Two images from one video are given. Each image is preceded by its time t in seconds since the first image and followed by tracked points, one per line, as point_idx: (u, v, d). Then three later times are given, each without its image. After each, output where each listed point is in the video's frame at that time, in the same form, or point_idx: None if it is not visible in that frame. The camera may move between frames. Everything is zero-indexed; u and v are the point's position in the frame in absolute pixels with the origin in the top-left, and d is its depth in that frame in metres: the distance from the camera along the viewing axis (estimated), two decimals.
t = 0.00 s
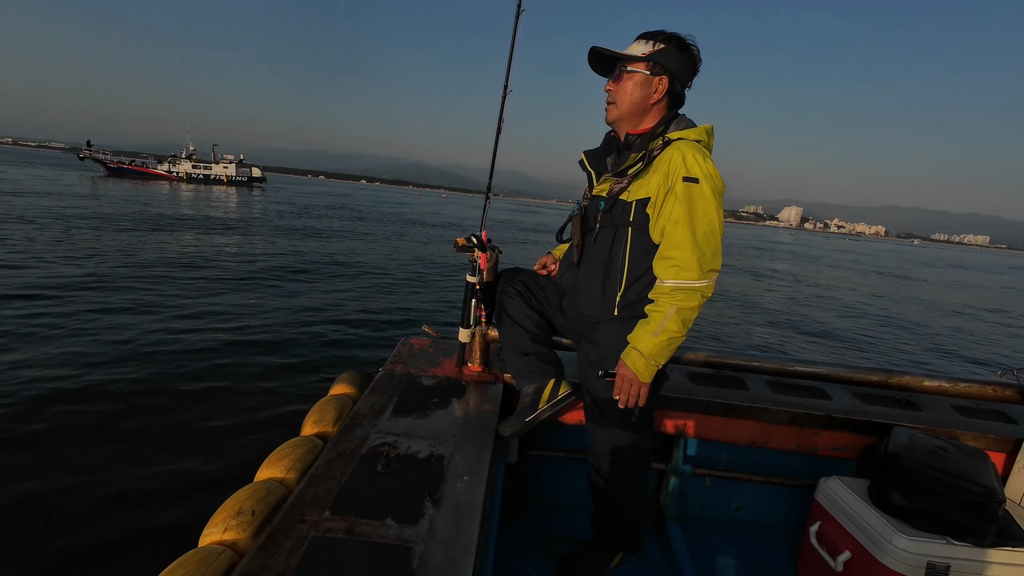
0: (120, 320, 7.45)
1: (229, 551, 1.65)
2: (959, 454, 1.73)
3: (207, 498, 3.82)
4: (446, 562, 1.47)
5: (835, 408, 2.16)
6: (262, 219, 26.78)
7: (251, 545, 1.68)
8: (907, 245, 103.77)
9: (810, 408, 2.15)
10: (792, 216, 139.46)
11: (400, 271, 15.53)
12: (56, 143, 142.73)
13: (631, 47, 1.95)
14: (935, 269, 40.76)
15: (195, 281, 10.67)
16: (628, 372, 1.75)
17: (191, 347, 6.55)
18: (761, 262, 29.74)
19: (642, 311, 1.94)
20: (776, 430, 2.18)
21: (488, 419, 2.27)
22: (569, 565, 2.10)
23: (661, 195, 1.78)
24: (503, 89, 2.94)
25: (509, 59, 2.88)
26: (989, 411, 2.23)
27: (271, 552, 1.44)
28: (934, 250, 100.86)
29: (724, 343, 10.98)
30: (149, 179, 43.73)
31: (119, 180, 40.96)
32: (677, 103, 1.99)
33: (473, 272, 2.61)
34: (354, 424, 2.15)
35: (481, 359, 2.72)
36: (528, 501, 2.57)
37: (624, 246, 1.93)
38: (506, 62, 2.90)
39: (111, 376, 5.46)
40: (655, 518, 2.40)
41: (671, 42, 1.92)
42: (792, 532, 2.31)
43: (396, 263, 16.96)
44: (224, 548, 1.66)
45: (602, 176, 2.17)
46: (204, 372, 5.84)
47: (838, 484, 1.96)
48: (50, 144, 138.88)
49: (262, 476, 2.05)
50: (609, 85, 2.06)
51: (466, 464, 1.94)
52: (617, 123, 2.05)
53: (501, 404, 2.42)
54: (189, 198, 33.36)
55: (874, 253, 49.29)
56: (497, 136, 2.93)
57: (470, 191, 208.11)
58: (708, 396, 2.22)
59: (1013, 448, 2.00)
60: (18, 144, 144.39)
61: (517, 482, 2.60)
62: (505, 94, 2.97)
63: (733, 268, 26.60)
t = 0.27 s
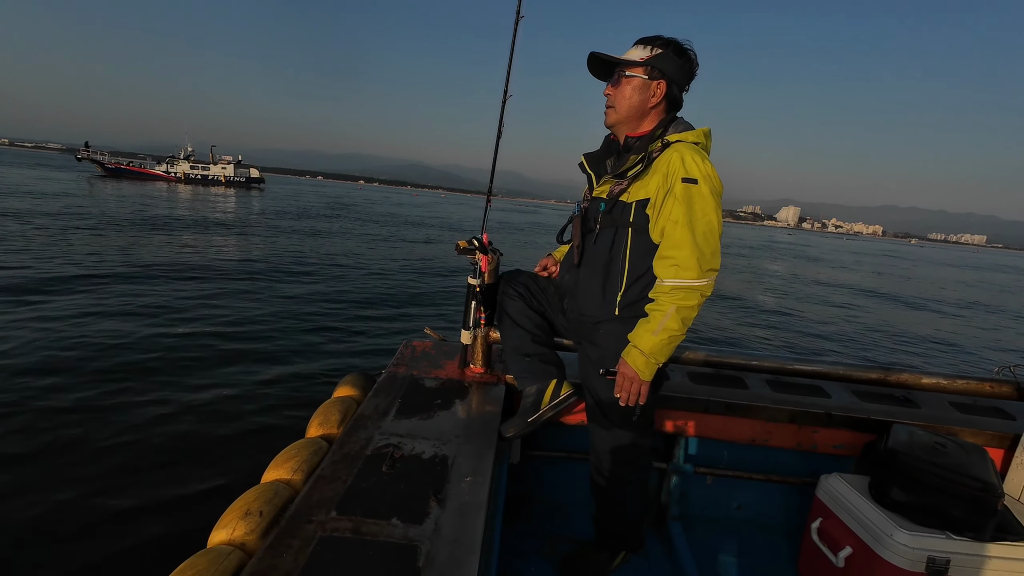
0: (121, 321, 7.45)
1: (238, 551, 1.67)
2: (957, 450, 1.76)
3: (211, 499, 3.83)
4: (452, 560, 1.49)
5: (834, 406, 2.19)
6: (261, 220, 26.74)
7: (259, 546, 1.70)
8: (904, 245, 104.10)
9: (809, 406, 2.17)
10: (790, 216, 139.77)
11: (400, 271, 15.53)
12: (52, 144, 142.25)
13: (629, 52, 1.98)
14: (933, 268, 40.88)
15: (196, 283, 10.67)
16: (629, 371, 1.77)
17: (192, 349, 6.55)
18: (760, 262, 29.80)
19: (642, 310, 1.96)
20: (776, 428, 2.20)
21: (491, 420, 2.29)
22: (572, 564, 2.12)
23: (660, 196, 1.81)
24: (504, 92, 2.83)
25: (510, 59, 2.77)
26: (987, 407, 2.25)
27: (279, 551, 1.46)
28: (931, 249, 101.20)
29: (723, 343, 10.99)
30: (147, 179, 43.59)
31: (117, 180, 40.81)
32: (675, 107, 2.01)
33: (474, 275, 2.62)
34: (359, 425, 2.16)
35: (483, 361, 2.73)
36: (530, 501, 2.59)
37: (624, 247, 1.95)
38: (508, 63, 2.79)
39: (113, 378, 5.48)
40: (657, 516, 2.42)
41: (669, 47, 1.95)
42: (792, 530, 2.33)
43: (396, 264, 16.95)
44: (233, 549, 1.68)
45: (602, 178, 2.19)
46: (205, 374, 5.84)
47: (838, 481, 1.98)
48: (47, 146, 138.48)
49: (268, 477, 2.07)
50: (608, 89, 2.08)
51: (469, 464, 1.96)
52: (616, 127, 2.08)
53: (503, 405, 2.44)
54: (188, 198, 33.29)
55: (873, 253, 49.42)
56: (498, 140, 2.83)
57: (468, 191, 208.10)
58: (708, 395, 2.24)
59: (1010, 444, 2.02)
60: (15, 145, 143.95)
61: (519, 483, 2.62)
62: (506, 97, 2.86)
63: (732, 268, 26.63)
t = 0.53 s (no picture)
0: (121, 322, 7.42)
1: (245, 554, 1.66)
2: (963, 444, 1.76)
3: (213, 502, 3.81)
4: (459, 561, 1.48)
5: (838, 402, 2.19)
6: (259, 220, 26.65)
7: (266, 549, 1.70)
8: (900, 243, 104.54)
9: (814, 403, 2.18)
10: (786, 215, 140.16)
11: (400, 272, 15.50)
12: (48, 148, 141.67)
13: (631, 51, 1.98)
14: (931, 266, 41.01)
15: (195, 283, 10.63)
16: (631, 369, 1.77)
17: (193, 350, 6.52)
18: (759, 262, 29.85)
19: (645, 309, 1.96)
20: (780, 425, 2.21)
21: (496, 420, 2.29)
22: (579, 564, 2.12)
23: (663, 195, 1.81)
24: (504, 94, 2.81)
25: (510, 60, 2.74)
26: (991, 401, 2.26)
27: (287, 554, 1.45)
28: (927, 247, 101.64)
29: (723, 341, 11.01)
30: (144, 180, 43.43)
31: (114, 181, 40.65)
32: (678, 105, 2.03)
33: (476, 275, 2.62)
34: (364, 427, 2.16)
35: (486, 361, 2.73)
36: (535, 502, 2.59)
37: (627, 245, 1.95)
38: (508, 65, 2.76)
39: (114, 380, 5.45)
40: (662, 516, 2.41)
41: (672, 45, 1.95)
42: (798, 527, 2.33)
43: (395, 265, 16.93)
44: (241, 552, 1.68)
45: (604, 177, 2.19)
46: (206, 376, 5.82)
47: (844, 477, 1.98)
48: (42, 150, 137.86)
49: (274, 480, 2.07)
50: (610, 88, 2.08)
51: (475, 465, 1.95)
52: (620, 126, 2.08)
53: (507, 405, 2.43)
54: (185, 199, 33.17)
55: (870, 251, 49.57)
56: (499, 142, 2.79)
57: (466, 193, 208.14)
58: (712, 393, 2.24)
59: (1014, 438, 2.03)
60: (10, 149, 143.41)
61: (524, 483, 2.62)
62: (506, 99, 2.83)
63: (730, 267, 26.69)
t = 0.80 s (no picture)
0: (119, 323, 7.37)
1: (248, 557, 1.65)
2: (966, 438, 1.76)
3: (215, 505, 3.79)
4: (463, 562, 1.47)
5: (841, 397, 2.19)
6: (258, 220, 26.55)
7: (269, 552, 1.69)
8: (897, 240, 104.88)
9: (816, 398, 2.17)
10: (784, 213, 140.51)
11: (400, 273, 15.45)
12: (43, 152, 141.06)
13: (629, 50, 1.95)
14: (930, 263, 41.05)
15: (194, 284, 10.58)
16: (632, 366, 1.76)
17: (192, 352, 6.49)
18: (759, 261, 29.84)
19: (646, 306, 1.96)
20: (783, 421, 2.21)
21: (498, 420, 2.28)
22: (582, 563, 2.11)
23: (665, 191, 1.81)
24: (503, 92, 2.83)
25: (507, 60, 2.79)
26: (993, 395, 2.26)
27: (290, 557, 1.44)
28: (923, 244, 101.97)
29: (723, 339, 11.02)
30: (141, 180, 43.28)
31: (111, 181, 40.49)
32: (677, 99, 2.04)
33: (476, 275, 2.61)
34: (365, 429, 2.15)
35: (487, 361, 2.72)
36: (538, 502, 2.58)
37: (629, 243, 1.94)
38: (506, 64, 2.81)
39: (113, 382, 5.42)
40: (665, 514, 2.41)
41: (668, 40, 1.94)
42: (801, 523, 2.33)
43: (394, 266, 16.91)
44: (243, 555, 1.67)
45: (604, 175, 2.19)
46: (206, 378, 5.79)
47: (847, 472, 1.98)
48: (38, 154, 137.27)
49: (276, 483, 2.06)
50: (609, 89, 2.07)
51: (478, 465, 1.95)
52: (623, 127, 2.08)
53: (508, 405, 2.43)
54: (183, 199, 33.02)
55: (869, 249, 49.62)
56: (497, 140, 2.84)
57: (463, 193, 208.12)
58: (714, 390, 2.24)
59: (1017, 431, 2.03)
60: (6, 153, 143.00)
61: (527, 483, 2.61)
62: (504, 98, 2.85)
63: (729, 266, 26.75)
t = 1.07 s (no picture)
0: (118, 324, 7.36)
1: (250, 556, 1.67)
2: (960, 433, 1.78)
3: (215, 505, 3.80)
4: (464, 559, 1.49)
5: (837, 393, 2.20)
6: (257, 220, 26.47)
7: (270, 551, 1.70)
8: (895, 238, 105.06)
9: (813, 394, 2.19)
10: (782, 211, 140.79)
11: (399, 273, 15.43)
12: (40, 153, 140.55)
13: (620, 52, 1.95)
14: (929, 261, 41.09)
15: (193, 284, 10.55)
16: (629, 364, 1.78)
17: (192, 352, 6.49)
18: (758, 259, 29.85)
19: (643, 304, 1.97)
20: (780, 418, 2.22)
21: (496, 418, 2.30)
22: (582, 560, 2.13)
23: (659, 190, 1.82)
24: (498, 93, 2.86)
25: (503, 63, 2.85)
26: (988, 390, 2.28)
27: (291, 556, 1.45)
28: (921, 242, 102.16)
29: (723, 337, 11.02)
30: (138, 181, 43.07)
31: (107, 182, 40.34)
32: (669, 97, 2.06)
33: (474, 274, 2.62)
34: (365, 428, 2.16)
35: (486, 360, 2.73)
36: (537, 500, 2.59)
37: (624, 242, 1.96)
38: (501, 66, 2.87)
39: (112, 383, 5.41)
40: (663, 510, 2.42)
41: (658, 39, 1.96)
42: (798, 519, 2.35)
43: (393, 266, 16.89)
44: (245, 553, 1.68)
45: (600, 175, 2.20)
46: (206, 379, 5.79)
47: (844, 468, 2.00)
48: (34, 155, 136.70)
49: (277, 482, 2.07)
50: (603, 90, 2.08)
51: (477, 464, 1.96)
52: (618, 127, 2.09)
53: (507, 403, 2.44)
54: (181, 199, 32.88)
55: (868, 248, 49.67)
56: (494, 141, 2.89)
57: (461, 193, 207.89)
58: (712, 388, 2.25)
59: (1012, 426, 2.05)
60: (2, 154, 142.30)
61: (526, 482, 2.62)
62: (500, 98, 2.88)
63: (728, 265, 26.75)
